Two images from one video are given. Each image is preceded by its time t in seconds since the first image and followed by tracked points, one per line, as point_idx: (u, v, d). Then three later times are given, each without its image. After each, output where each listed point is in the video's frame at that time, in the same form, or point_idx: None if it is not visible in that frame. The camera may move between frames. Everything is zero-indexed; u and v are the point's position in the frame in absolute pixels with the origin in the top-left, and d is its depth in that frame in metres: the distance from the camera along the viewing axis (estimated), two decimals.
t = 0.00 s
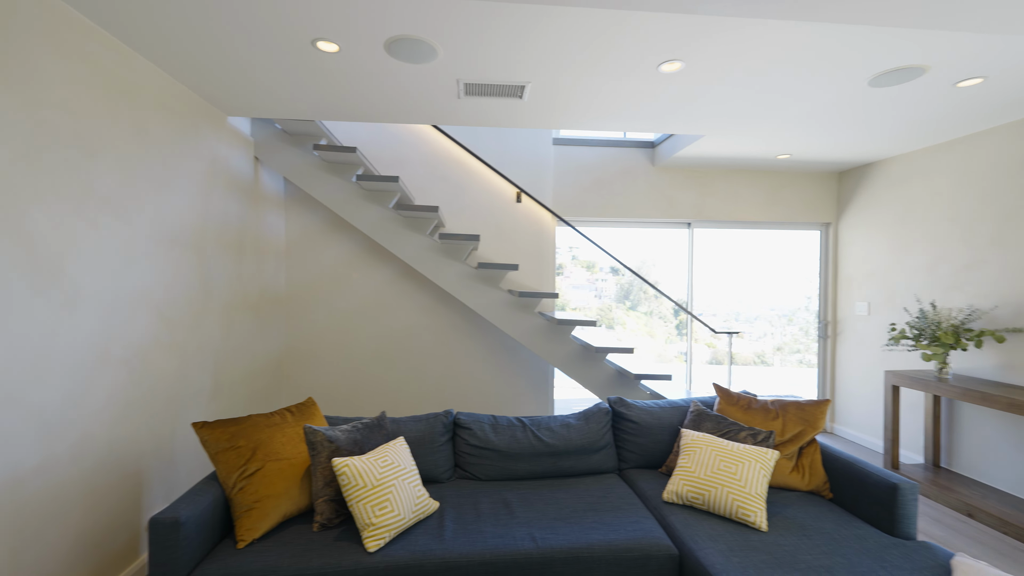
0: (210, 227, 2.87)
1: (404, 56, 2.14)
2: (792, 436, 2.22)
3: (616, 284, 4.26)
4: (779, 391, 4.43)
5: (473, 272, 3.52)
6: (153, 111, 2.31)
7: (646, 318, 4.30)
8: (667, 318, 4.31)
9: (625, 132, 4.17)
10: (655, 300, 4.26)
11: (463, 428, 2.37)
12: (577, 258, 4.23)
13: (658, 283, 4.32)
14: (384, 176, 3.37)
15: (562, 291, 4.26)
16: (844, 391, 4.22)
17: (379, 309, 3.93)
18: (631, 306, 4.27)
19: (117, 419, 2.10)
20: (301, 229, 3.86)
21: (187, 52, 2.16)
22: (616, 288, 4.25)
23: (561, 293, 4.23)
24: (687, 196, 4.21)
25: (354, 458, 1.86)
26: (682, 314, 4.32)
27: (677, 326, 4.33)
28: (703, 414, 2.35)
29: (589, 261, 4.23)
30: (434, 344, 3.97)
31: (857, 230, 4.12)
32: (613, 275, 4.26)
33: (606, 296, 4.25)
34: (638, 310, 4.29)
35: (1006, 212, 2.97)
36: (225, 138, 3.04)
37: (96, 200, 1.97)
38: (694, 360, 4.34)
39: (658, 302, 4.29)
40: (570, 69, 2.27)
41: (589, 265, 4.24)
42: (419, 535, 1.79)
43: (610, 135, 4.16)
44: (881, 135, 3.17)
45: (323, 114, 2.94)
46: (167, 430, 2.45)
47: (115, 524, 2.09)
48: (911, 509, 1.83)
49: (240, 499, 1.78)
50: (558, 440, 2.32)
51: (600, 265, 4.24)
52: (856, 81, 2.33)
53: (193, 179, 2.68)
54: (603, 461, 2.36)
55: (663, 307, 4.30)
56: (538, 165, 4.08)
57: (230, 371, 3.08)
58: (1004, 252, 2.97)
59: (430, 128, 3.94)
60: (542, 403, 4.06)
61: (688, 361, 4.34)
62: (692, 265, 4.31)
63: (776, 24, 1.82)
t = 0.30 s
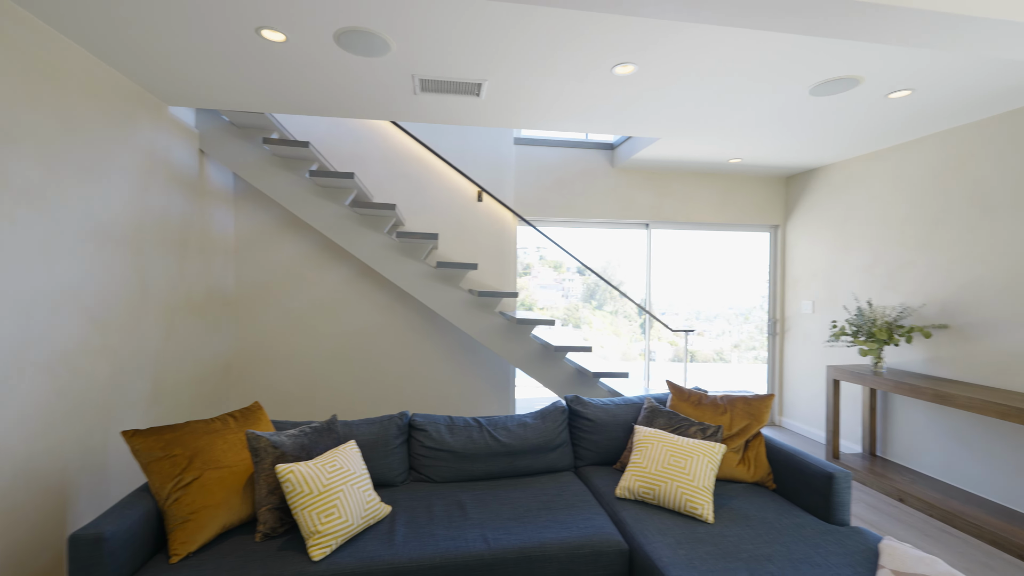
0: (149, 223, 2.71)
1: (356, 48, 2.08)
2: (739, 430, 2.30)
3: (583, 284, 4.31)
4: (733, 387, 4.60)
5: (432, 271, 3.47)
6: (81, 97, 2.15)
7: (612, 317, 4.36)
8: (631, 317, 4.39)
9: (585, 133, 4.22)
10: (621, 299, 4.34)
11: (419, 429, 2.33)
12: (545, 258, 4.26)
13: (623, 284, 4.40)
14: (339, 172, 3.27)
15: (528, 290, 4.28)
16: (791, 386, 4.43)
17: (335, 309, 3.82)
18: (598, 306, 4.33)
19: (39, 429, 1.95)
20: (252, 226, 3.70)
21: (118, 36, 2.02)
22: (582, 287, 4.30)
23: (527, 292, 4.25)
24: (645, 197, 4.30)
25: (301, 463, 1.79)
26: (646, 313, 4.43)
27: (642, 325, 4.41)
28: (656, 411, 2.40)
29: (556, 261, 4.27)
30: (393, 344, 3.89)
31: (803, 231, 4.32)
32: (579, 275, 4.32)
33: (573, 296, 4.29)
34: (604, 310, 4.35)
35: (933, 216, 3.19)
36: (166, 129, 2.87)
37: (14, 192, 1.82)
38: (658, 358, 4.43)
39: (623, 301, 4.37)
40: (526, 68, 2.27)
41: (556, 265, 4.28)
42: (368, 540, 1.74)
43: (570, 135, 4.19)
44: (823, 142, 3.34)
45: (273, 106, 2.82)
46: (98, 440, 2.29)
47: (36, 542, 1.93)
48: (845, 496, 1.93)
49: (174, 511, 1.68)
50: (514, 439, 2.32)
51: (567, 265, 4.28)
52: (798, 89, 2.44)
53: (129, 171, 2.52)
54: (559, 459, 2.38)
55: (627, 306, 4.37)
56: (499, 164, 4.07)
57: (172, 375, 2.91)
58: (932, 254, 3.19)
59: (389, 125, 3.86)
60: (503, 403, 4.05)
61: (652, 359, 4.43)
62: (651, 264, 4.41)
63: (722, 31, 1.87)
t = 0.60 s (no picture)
0: (61, 216, 2.46)
1: (292, 33, 1.96)
2: (685, 426, 2.35)
3: (544, 284, 4.32)
4: (683, 383, 4.74)
5: (382, 270, 3.36)
6: None
7: (572, 316, 4.39)
8: (590, 317, 4.43)
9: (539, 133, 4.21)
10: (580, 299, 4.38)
11: (363, 435, 2.23)
12: (506, 258, 4.19)
13: (582, 284, 4.44)
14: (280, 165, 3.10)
15: (488, 290, 4.22)
16: (736, 381, 4.61)
17: (278, 310, 3.62)
18: (558, 306, 4.34)
19: None
20: (185, 222, 3.45)
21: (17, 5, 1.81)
22: (543, 287, 4.29)
23: (488, 292, 4.20)
24: (598, 198, 4.35)
25: (227, 477, 1.67)
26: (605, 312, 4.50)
27: (600, 324, 4.46)
28: (605, 409, 2.42)
29: (517, 261, 4.21)
30: (341, 346, 3.74)
31: (746, 233, 4.51)
32: (540, 275, 4.32)
33: (533, 295, 4.28)
34: (565, 309, 4.37)
35: (860, 219, 3.40)
36: (81, 113, 2.62)
37: None
38: (616, 356, 4.52)
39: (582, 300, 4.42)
40: (474, 62, 2.22)
41: (517, 265, 4.22)
42: (303, 556, 1.64)
43: (524, 134, 4.18)
44: (763, 147, 3.49)
45: (205, 92, 2.64)
46: None
47: None
48: (781, 488, 2.00)
49: (79, 535, 1.51)
50: (463, 443, 2.26)
51: (528, 265, 4.23)
52: (740, 94, 2.52)
53: (36, 158, 2.27)
54: (509, 461, 2.34)
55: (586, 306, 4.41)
56: (453, 161, 3.99)
57: (90, 383, 2.66)
58: (860, 255, 3.39)
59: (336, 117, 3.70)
60: (457, 405, 3.98)
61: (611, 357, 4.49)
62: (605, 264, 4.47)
63: (667, 32, 1.89)
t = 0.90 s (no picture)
0: None
1: (210, 9, 1.79)
2: (629, 425, 2.36)
3: (500, 284, 4.27)
4: (632, 381, 4.81)
5: (320, 269, 3.17)
6: None
7: (527, 316, 4.37)
8: (545, 316, 4.44)
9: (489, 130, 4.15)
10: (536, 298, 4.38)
11: (294, 447, 2.08)
12: (462, 257, 4.09)
13: (538, 283, 4.43)
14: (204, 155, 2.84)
15: (444, 290, 4.09)
16: (681, 378, 4.74)
17: (205, 312, 3.34)
18: (514, 305, 4.31)
19: None
20: (95, 215, 3.10)
21: None
22: (499, 286, 4.24)
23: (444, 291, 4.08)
24: (548, 197, 4.34)
25: (128, 501, 1.50)
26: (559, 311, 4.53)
27: (556, 323, 4.48)
28: (552, 411, 2.39)
29: (474, 260, 4.12)
30: (278, 351, 3.51)
31: (690, 234, 4.65)
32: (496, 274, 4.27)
33: (490, 295, 4.21)
34: (521, 309, 4.35)
35: (793, 222, 3.58)
36: None
37: None
38: (572, 354, 4.51)
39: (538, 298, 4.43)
40: (415, 52, 2.13)
41: (474, 264, 4.13)
42: None
43: (473, 131, 4.09)
44: (706, 151, 3.60)
45: (113, 70, 2.37)
46: None
47: None
48: (720, 484, 2.04)
49: None
50: (404, 451, 2.16)
51: (485, 265, 4.16)
52: (682, 97, 2.57)
53: None
54: (452, 468, 2.26)
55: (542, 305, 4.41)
56: (399, 156, 3.84)
57: None
58: (793, 256, 3.56)
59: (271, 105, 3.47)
60: (404, 409, 3.83)
61: (566, 355, 4.51)
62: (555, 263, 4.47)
63: (610, 29, 1.88)
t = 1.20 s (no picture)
0: None
1: None
2: (578, 426, 2.32)
3: (455, 283, 4.16)
4: (584, 379, 4.82)
5: (251, 266, 2.92)
6: None
7: (483, 316, 4.29)
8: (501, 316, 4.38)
9: (438, 123, 4.01)
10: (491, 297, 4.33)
11: (214, 462, 1.88)
12: (417, 256, 3.95)
13: (493, 283, 4.36)
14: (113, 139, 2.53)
15: (398, 289, 3.92)
16: (631, 375, 4.81)
17: (118, 314, 3.00)
18: (471, 305, 4.22)
19: None
20: None
21: None
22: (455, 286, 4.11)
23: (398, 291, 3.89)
24: (500, 195, 4.27)
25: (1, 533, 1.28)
26: (515, 310, 4.49)
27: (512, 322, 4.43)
28: (499, 414, 2.31)
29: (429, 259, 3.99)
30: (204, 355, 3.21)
31: (639, 234, 4.72)
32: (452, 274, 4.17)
33: (445, 295, 4.08)
34: (477, 308, 4.26)
35: (735, 223, 3.69)
36: None
37: None
38: (528, 354, 4.49)
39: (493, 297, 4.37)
40: (352, 33, 1.98)
41: (429, 263, 3.99)
42: None
43: (421, 124, 3.95)
44: (654, 151, 3.64)
45: None
46: None
47: None
48: (666, 482, 2.04)
49: None
50: (340, 461, 2.01)
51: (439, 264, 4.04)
52: (631, 96, 2.57)
53: None
54: (394, 478, 2.13)
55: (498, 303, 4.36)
56: (341, 148, 3.63)
57: None
58: (736, 256, 3.68)
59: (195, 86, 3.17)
60: (347, 415, 3.62)
61: (522, 353, 4.47)
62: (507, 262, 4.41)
63: (559, 17, 1.82)
